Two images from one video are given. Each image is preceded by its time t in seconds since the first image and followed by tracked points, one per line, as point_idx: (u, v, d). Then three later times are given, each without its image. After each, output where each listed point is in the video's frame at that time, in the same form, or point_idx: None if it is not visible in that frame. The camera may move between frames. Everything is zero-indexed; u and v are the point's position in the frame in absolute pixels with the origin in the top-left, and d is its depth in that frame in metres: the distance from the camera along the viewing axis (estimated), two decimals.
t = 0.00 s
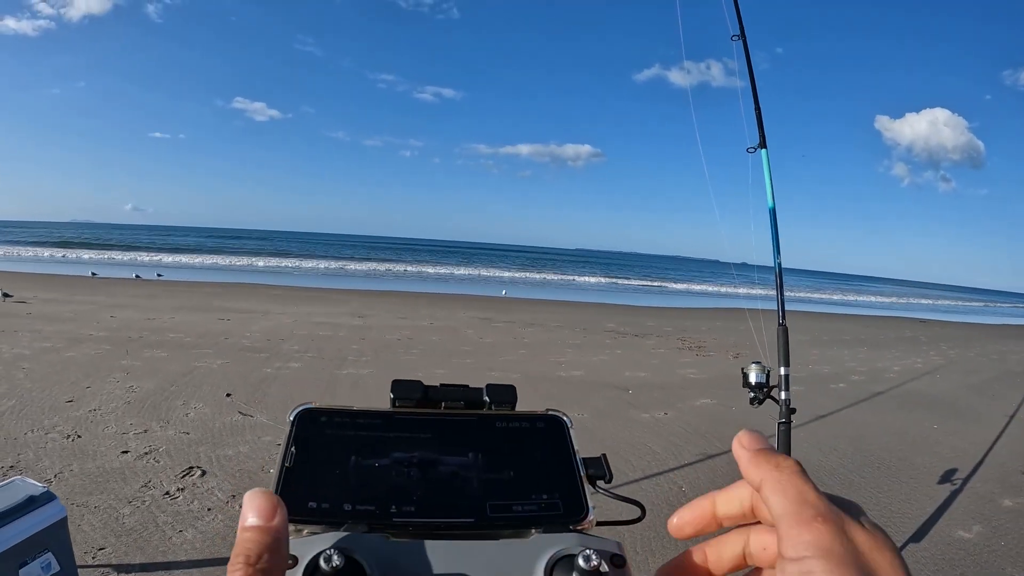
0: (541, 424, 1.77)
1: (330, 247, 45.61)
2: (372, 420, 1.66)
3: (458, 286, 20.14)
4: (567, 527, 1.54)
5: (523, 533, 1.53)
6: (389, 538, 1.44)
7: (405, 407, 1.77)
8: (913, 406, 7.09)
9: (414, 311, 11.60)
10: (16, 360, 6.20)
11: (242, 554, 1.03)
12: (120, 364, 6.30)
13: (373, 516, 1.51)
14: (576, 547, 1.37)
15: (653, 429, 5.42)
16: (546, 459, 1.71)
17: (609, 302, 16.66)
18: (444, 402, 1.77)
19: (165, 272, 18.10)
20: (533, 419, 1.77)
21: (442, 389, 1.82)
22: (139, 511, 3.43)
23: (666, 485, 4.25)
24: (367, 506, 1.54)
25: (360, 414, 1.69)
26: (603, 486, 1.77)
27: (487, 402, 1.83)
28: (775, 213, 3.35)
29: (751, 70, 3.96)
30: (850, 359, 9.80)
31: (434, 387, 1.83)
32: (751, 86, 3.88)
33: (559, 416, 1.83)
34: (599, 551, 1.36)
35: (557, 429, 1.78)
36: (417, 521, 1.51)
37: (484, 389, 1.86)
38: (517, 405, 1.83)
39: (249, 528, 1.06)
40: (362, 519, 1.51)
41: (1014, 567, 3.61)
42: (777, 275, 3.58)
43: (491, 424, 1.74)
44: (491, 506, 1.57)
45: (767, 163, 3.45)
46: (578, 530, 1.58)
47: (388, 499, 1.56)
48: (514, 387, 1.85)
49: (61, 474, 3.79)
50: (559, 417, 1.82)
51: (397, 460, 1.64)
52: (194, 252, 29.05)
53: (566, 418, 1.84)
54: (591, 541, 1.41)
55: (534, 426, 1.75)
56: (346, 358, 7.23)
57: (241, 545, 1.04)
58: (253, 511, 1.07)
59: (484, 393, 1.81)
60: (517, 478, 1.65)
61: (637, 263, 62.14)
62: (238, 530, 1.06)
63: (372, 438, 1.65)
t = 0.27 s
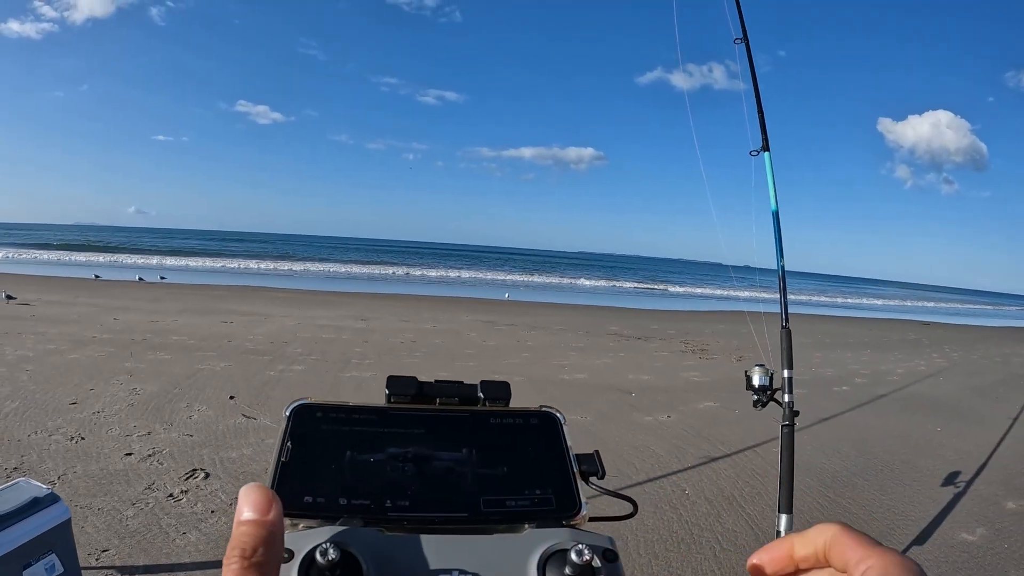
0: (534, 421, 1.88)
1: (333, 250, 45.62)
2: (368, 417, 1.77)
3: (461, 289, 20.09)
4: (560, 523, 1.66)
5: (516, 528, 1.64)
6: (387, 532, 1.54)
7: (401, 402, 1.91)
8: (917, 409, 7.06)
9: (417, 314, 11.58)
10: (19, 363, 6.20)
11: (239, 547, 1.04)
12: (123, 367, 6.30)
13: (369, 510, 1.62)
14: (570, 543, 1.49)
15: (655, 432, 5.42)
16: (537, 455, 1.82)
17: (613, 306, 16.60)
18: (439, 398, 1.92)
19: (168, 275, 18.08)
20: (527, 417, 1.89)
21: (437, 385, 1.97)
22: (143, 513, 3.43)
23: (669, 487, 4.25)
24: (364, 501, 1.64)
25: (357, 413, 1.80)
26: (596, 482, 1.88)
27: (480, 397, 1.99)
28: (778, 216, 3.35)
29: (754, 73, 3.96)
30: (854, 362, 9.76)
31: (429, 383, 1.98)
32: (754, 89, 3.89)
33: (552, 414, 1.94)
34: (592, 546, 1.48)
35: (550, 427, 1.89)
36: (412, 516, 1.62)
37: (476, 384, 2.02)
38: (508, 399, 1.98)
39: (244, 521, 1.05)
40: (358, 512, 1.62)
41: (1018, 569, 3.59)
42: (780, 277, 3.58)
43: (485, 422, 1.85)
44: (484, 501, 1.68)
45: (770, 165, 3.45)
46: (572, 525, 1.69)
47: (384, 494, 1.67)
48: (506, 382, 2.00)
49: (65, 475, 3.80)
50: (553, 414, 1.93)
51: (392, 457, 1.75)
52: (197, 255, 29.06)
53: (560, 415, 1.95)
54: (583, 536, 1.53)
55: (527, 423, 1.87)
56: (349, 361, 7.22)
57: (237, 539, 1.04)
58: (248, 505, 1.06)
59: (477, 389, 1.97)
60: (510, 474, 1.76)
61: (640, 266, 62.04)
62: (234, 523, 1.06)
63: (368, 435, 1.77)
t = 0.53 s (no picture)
0: (533, 417, 1.88)
1: (336, 252, 45.71)
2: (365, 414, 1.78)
3: (464, 292, 20.12)
4: (557, 521, 1.65)
5: (513, 526, 1.64)
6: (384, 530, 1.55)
7: (398, 398, 1.90)
8: (920, 411, 7.04)
9: (420, 316, 11.60)
10: (23, 364, 6.22)
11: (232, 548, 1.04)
12: (127, 369, 6.32)
13: (366, 507, 1.63)
14: (567, 540, 1.49)
15: (658, 434, 5.41)
16: (535, 452, 1.82)
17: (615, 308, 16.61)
18: (437, 394, 1.91)
19: (172, 277, 18.15)
20: (526, 413, 1.89)
21: (435, 381, 1.96)
22: (145, 515, 3.43)
23: (671, 490, 4.24)
24: (361, 499, 1.65)
25: (354, 410, 1.80)
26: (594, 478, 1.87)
27: (479, 393, 1.97)
28: (780, 218, 3.35)
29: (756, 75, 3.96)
30: (857, 364, 9.74)
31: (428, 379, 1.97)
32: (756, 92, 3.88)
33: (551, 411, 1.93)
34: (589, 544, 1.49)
35: (548, 424, 1.89)
36: (408, 514, 1.62)
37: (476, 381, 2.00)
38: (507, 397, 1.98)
39: (238, 522, 1.06)
40: (355, 510, 1.63)
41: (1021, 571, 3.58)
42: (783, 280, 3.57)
43: (483, 419, 1.84)
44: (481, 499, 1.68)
45: (772, 167, 3.44)
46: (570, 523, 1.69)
47: (381, 492, 1.67)
48: (504, 380, 2.00)
49: (68, 477, 3.81)
50: (552, 411, 1.92)
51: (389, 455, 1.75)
52: (200, 258, 29.16)
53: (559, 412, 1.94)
54: (581, 535, 1.53)
55: (525, 420, 1.87)
56: (352, 363, 7.23)
57: (231, 539, 1.05)
58: (241, 505, 1.08)
59: (475, 386, 1.95)
60: (508, 472, 1.76)
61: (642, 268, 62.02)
62: (228, 525, 1.06)
63: (365, 433, 1.77)
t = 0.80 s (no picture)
0: (531, 413, 1.89)
1: (337, 254, 45.72)
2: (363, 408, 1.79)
3: (465, 294, 20.13)
4: (554, 516, 1.69)
5: (511, 521, 1.68)
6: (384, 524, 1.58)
7: (397, 391, 1.90)
8: (922, 413, 7.03)
9: (421, 318, 11.61)
10: (24, 366, 6.23)
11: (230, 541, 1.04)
12: (128, 370, 6.32)
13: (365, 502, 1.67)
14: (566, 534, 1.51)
15: (659, 436, 5.41)
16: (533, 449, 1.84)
17: (617, 310, 16.60)
18: (435, 387, 1.90)
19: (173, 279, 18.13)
20: (525, 409, 1.89)
21: (435, 374, 1.95)
22: (146, 516, 3.44)
23: (672, 491, 4.24)
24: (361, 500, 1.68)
25: (350, 407, 1.80)
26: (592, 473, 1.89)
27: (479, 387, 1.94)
28: (781, 219, 3.34)
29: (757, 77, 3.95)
30: (859, 366, 9.73)
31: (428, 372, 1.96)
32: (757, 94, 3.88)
33: (550, 405, 1.94)
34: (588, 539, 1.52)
35: (547, 419, 1.89)
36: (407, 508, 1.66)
37: (476, 374, 1.98)
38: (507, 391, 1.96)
39: (235, 515, 1.06)
40: (354, 504, 1.67)
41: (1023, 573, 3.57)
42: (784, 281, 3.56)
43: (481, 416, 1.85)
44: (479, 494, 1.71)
45: (773, 169, 3.44)
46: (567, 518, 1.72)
47: (380, 493, 1.70)
48: (504, 373, 1.98)
49: (69, 478, 3.81)
50: (551, 404, 1.93)
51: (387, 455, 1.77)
52: (202, 259, 29.19)
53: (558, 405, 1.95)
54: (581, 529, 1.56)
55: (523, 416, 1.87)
56: (353, 365, 7.23)
57: (228, 532, 1.05)
58: (238, 498, 1.08)
59: (475, 379, 1.93)
60: (506, 471, 1.78)
61: (643, 269, 62.00)
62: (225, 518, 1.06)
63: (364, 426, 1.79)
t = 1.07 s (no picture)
0: (529, 409, 1.89)
1: (338, 256, 45.74)
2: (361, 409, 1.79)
3: (466, 296, 20.15)
4: (556, 520, 1.65)
5: (511, 525, 1.64)
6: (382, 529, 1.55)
7: (396, 393, 1.93)
8: (923, 415, 7.03)
9: (422, 321, 11.61)
10: (26, 368, 6.23)
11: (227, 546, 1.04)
12: (129, 372, 6.33)
13: (362, 507, 1.64)
14: (566, 540, 1.50)
15: (660, 439, 5.40)
16: (531, 443, 1.85)
17: (618, 312, 16.60)
18: (434, 389, 1.93)
19: (174, 280, 18.18)
20: (522, 406, 1.90)
21: (433, 376, 1.98)
22: (147, 519, 3.44)
23: (673, 494, 4.23)
24: (359, 490, 1.69)
25: (350, 399, 1.83)
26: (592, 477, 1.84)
27: (477, 389, 1.97)
28: (782, 223, 3.34)
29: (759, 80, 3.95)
30: (860, 368, 9.71)
31: (426, 373, 1.99)
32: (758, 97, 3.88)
33: (548, 405, 1.94)
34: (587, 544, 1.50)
35: (545, 415, 1.90)
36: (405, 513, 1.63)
37: (474, 376, 2.00)
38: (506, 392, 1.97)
39: (232, 520, 1.05)
40: (351, 509, 1.64)
41: None
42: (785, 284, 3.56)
43: (479, 411, 1.86)
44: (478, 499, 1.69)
45: (774, 172, 3.44)
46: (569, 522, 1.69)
47: (379, 482, 1.71)
48: (504, 375, 1.99)
49: (69, 480, 3.81)
50: (549, 407, 1.93)
51: (386, 446, 1.79)
52: (204, 261, 29.23)
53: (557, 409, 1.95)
54: (580, 535, 1.54)
55: (521, 412, 1.88)
56: (354, 367, 7.23)
57: (227, 537, 1.04)
58: (236, 503, 1.07)
59: (474, 381, 1.96)
60: (504, 462, 1.80)
61: (644, 271, 61.99)
62: (222, 523, 1.06)
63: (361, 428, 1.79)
